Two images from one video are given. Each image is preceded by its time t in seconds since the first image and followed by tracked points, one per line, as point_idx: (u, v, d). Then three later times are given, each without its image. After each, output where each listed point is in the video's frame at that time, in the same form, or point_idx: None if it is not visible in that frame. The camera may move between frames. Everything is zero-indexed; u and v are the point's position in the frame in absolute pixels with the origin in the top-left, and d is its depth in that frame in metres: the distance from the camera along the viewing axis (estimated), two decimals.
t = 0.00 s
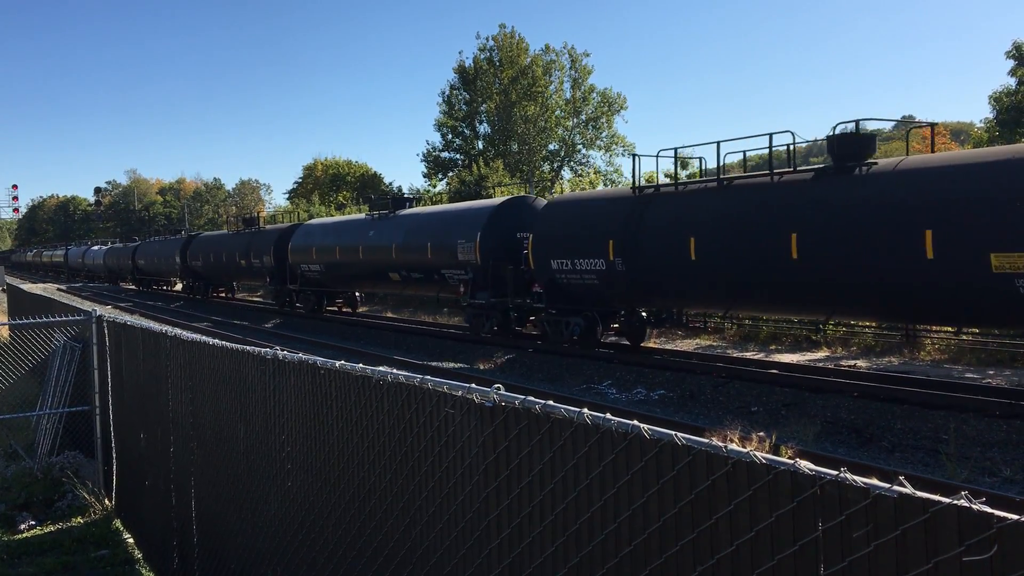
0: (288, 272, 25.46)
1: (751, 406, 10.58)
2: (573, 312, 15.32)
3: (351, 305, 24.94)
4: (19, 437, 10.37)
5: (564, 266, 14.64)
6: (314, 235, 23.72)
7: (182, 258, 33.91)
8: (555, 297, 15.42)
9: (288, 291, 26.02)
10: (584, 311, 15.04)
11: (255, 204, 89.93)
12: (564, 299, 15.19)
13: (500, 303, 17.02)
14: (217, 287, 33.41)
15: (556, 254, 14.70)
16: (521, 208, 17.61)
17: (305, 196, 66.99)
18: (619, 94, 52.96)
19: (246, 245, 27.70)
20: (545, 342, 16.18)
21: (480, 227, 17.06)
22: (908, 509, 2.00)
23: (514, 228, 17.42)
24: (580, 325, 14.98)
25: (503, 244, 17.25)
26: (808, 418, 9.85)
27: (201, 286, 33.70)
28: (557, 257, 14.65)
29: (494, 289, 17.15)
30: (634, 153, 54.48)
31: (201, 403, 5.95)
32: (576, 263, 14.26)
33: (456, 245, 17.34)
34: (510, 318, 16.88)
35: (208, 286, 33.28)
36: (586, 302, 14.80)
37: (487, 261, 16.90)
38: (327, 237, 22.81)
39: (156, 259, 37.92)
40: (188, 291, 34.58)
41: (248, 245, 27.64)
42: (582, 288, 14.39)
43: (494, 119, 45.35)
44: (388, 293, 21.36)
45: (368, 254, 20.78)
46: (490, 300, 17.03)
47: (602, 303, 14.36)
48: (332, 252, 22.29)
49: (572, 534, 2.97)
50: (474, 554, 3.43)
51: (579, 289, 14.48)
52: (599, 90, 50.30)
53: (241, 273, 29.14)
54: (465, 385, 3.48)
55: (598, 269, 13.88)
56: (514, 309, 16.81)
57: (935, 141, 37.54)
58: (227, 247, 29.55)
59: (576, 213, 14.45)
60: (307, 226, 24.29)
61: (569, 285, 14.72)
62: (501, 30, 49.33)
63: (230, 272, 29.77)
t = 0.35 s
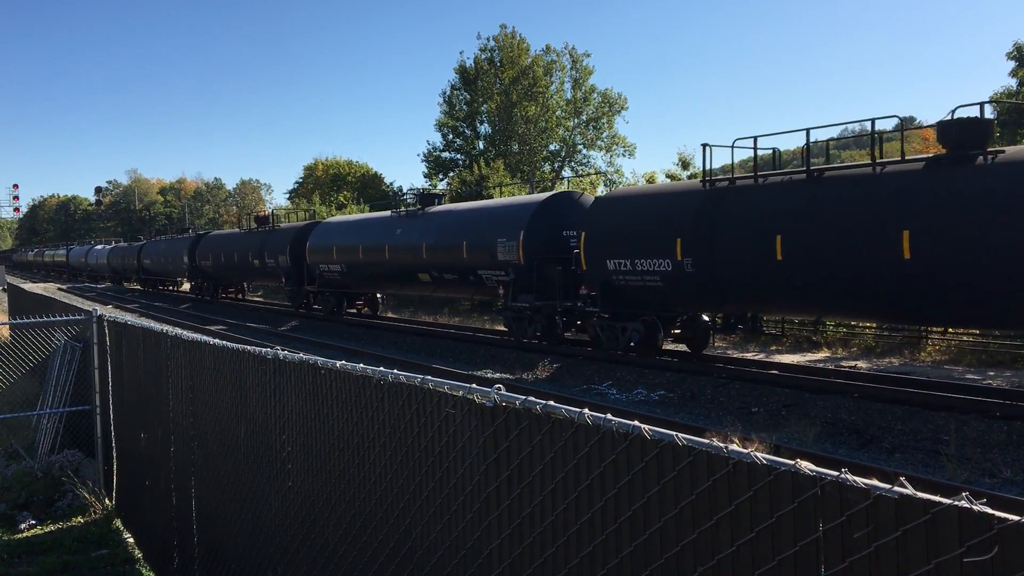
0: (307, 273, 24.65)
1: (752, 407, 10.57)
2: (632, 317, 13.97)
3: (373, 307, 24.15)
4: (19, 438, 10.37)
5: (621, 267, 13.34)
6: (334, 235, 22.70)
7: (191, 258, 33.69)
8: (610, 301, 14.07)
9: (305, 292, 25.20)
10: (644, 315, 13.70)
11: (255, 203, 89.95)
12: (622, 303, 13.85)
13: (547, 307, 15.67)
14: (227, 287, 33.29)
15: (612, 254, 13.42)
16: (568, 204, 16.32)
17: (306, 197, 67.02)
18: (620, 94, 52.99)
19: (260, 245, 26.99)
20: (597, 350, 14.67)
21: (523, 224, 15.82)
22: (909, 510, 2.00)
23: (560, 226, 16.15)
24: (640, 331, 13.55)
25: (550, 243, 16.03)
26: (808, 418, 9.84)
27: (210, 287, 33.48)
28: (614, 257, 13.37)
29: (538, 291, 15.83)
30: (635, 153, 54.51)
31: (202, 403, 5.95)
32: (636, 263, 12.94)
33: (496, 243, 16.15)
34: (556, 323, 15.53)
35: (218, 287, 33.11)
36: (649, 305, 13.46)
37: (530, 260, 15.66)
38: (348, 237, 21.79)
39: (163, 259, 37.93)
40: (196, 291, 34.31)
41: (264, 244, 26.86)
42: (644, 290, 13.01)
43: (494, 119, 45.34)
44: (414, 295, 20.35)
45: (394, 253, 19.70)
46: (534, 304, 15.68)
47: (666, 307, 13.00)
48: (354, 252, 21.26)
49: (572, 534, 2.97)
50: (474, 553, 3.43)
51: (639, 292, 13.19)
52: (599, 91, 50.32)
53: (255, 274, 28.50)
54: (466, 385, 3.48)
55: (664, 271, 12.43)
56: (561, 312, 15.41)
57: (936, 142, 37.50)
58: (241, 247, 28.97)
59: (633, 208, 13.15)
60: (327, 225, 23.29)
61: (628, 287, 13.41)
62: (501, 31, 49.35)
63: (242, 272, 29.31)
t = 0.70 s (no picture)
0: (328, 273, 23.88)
1: (754, 405, 10.56)
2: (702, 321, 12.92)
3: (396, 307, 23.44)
4: (20, 437, 10.39)
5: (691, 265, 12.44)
6: (356, 232, 21.76)
7: (199, 256, 33.68)
8: (678, 303, 13.05)
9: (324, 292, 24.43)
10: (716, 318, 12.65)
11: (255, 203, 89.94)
12: (690, 304, 12.88)
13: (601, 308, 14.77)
14: (237, 287, 33.22)
15: (680, 251, 12.52)
16: (620, 197, 15.46)
17: (306, 196, 67.02)
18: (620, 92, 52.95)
19: (276, 244, 26.37)
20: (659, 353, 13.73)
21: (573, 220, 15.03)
22: (911, 507, 2.00)
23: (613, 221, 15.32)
24: (711, 335, 12.48)
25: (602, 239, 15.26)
26: (809, 416, 9.84)
27: (221, 286, 33.36)
28: (682, 254, 12.48)
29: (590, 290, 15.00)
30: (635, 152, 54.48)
31: (202, 403, 5.96)
32: (709, 261, 12.07)
33: (543, 240, 15.34)
34: (610, 326, 14.58)
35: (229, 287, 33.07)
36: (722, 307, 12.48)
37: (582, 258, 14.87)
38: (371, 234, 20.82)
39: (170, 258, 37.89)
40: (205, 291, 34.22)
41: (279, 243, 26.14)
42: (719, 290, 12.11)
43: (495, 118, 45.28)
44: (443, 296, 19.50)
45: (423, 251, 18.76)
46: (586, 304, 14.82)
47: (742, 308, 12.08)
48: (377, 250, 20.36)
49: (572, 533, 2.97)
50: (475, 552, 3.44)
51: (711, 292, 12.29)
52: (599, 89, 50.29)
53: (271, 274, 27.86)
54: (467, 384, 3.48)
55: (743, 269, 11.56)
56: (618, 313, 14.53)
57: (937, 139, 37.37)
58: (257, 245, 28.32)
59: (701, 202, 12.29)
60: (348, 222, 22.35)
61: (699, 287, 12.49)
62: (501, 29, 49.29)
63: (256, 271, 29.04)
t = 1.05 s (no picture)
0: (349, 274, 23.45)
1: (754, 404, 10.55)
2: (783, 326, 11.62)
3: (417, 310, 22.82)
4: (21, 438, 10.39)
5: (770, 265, 11.23)
6: (377, 230, 21.00)
7: (208, 257, 33.65)
8: (753, 305, 11.81)
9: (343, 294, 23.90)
10: (799, 322, 11.33)
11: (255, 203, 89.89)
12: (767, 306, 11.67)
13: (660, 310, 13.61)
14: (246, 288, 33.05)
15: (757, 249, 11.30)
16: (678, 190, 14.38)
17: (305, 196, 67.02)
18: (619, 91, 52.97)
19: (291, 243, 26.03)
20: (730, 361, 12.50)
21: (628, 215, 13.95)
22: (910, 506, 2.01)
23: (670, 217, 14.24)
24: (793, 341, 11.14)
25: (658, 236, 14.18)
26: (809, 415, 9.84)
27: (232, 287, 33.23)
28: (759, 253, 11.27)
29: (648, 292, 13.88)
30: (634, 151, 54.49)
31: (202, 404, 5.96)
32: (793, 260, 10.86)
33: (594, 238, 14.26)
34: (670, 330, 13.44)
35: (240, 288, 32.97)
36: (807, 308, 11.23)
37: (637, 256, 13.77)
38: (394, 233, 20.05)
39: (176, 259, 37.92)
40: (215, 293, 34.15)
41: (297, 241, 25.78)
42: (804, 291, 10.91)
43: (494, 117, 45.26)
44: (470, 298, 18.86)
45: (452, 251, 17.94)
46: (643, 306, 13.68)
47: (827, 311, 10.94)
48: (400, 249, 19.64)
49: (571, 534, 2.98)
50: (475, 552, 3.44)
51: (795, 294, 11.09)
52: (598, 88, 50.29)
53: (287, 274, 27.47)
54: (467, 384, 3.48)
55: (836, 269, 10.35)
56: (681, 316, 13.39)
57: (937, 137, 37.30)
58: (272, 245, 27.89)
59: (784, 194, 11.03)
60: (369, 219, 21.60)
61: (777, 289, 11.31)
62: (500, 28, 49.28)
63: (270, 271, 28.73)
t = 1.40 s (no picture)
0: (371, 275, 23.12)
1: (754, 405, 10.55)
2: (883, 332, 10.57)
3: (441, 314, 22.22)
4: (21, 439, 10.36)
5: (873, 264, 10.22)
6: (406, 228, 20.47)
7: (217, 258, 33.64)
8: (851, 309, 10.75)
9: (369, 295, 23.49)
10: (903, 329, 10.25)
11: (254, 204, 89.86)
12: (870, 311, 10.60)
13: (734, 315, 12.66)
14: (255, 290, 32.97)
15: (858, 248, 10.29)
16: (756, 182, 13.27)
17: (305, 196, 67.02)
18: (618, 92, 53.02)
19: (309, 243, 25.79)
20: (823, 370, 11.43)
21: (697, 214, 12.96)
22: (909, 506, 2.01)
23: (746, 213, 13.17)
24: (899, 351, 10.06)
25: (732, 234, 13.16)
26: (809, 416, 9.84)
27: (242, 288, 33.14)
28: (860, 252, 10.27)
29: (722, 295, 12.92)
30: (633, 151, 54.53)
31: (201, 403, 5.95)
32: (903, 260, 9.83)
33: (658, 239, 13.34)
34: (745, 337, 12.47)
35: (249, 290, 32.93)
36: (914, 314, 10.16)
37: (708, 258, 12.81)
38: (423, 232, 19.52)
39: (178, 260, 37.93)
40: (224, 295, 34.08)
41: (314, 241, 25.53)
42: (913, 295, 9.86)
43: (493, 118, 45.27)
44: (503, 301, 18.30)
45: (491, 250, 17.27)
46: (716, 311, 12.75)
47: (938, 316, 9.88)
48: (430, 248, 19.09)
49: (570, 534, 2.98)
50: (475, 552, 3.43)
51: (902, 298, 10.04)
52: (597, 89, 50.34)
53: (303, 275, 27.22)
54: (466, 385, 3.48)
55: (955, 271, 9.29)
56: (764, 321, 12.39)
57: (935, 138, 37.33)
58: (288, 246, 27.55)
59: (879, 189, 10.08)
60: (399, 216, 21.02)
61: (881, 291, 10.26)
62: (499, 29, 49.29)
63: (286, 274, 28.37)
